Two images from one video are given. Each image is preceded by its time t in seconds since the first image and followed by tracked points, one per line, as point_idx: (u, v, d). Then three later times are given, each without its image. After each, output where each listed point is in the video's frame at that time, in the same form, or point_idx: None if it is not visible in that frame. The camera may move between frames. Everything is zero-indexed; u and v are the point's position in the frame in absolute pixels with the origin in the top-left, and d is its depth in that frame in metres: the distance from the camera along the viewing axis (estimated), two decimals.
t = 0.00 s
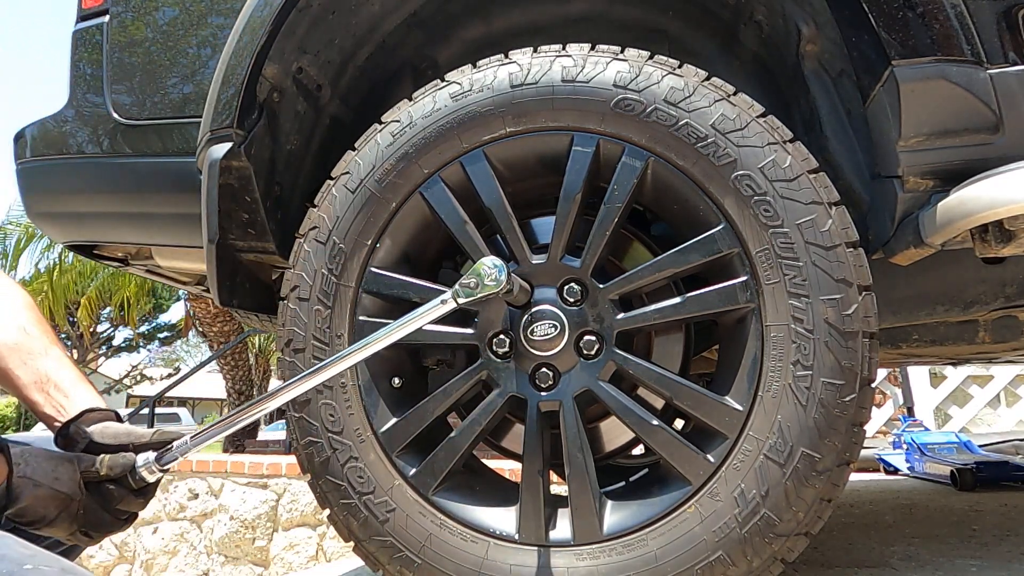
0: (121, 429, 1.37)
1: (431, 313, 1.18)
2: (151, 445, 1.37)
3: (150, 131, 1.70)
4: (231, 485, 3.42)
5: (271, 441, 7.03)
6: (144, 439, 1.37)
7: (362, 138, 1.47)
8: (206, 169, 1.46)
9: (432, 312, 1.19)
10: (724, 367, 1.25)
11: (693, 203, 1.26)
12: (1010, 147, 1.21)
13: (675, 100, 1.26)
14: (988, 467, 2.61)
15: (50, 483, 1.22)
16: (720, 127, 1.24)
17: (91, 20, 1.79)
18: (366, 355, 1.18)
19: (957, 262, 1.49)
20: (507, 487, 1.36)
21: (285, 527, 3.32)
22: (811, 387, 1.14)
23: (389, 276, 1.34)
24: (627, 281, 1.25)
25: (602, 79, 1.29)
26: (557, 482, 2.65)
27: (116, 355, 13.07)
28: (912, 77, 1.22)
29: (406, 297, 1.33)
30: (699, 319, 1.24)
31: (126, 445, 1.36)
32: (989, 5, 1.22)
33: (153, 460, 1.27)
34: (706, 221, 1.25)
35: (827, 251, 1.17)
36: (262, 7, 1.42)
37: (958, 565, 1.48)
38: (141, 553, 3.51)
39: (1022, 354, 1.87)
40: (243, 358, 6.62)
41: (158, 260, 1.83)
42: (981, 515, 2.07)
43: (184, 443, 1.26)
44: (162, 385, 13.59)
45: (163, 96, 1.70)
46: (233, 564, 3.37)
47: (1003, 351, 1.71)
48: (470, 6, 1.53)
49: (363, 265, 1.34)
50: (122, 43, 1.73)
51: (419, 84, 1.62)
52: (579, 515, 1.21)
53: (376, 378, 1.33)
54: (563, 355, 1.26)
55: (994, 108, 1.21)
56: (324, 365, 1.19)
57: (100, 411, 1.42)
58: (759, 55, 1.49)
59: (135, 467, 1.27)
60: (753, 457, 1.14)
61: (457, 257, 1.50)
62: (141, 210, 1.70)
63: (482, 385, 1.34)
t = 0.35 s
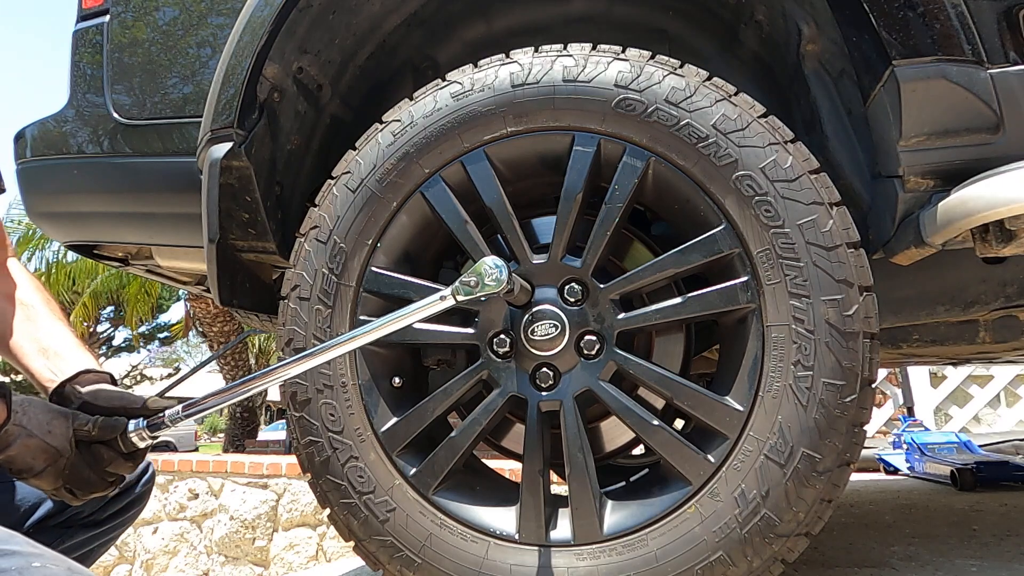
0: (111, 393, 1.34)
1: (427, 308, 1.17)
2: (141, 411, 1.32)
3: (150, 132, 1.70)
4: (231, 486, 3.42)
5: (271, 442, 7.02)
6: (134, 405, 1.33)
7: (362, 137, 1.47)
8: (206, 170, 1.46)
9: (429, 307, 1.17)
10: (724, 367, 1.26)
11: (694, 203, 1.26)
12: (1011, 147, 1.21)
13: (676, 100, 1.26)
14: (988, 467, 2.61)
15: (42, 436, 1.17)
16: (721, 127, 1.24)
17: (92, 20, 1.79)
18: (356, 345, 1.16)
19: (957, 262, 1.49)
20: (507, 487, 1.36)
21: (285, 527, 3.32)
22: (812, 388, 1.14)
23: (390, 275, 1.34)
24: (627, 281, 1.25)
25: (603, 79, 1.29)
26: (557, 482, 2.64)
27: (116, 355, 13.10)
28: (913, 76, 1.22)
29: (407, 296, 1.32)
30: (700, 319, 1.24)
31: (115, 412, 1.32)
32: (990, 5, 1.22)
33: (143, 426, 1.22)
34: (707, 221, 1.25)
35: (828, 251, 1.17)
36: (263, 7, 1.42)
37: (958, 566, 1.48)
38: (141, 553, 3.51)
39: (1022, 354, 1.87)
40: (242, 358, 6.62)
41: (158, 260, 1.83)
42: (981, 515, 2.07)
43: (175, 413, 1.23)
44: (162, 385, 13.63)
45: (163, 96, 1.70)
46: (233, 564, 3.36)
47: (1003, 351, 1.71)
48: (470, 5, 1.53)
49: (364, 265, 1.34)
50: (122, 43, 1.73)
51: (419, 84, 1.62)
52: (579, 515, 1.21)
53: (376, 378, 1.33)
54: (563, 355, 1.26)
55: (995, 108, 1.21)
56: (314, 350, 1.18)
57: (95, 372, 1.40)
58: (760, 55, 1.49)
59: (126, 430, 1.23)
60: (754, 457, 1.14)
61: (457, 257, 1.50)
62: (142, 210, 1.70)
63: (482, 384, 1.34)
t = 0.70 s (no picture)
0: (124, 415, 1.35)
1: (431, 311, 1.17)
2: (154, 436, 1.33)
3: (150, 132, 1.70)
4: (232, 486, 3.42)
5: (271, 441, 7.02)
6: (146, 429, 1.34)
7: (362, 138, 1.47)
8: (206, 171, 1.46)
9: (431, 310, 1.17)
10: (724, 367, 1.26)
11: (694, 203, 1.26)
12: (1011, 147, 1.21)
13: (675, 100, 1.26)
14: (988, 467, 2.61)
15: (95, 423, 1.04)
16: (721, 127, 1.24)
17: (92, 21, 1.79)
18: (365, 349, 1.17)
19: (957, 262, 1.49)
20: (506, 487, 1.36)
21: (285, 527, 3.32)
22: (812, 388, 1.14)
23: (390, 276, 1.34)
24: (627, 281, 1.25)
25: (603, 79, 1.29)
26: (557, 482, 2.64)
27: (116, 355, 13.10)
28: (913, 76, 1.22)
29: (406, 297, 1.32)
30: (700, 319, 1.24)
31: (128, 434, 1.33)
32: (990, 5, 1.22)
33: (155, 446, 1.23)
34: (707, 221, 1.25)
35: (828, 252, 1.17)
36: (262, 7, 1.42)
37: (958, 565, 1.48)
38: (141, 553, 3.51)
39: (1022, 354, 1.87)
40: (242, 358, 6.62)
41: (158, 260, 1.83)
42: (981, 515, 2.07)
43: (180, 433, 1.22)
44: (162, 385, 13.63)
45: (163, 97, 1.70)
46: (234, 564, 3.35)
47: (1003, 351, 1.71)
48: (470, 5, 1.53)
49: (363, 265, 1.34)
50: (122, 43, 1.73)
51: (419, 84, 1.62)
52: (579, 515, 1.21)
53: (376, 378, 1.33)
54: (563, 355, 1.26)
55: (995, 108, 1.21)
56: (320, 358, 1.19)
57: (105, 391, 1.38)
58: (760, 55, 1.49)
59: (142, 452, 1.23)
60: (754, 458, 1.14)
61: (457, 257, 1.51)
62: (141, 210, 1.70)
63: (482, 385, 1.34)
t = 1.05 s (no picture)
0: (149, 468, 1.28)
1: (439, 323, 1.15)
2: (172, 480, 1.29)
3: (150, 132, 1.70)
4: (231, 486, 3.41)
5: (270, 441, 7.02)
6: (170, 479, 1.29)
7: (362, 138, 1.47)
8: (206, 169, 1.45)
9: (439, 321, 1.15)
10: (724, 367, 1.26)
11: (693, 203, 1.26)
12: (1011, 147, 1.21)
13: (675, 100, 1.26)
14: (989, 467, 2.61)
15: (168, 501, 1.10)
16: (721, 128, 1.24)
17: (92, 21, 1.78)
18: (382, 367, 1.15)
19: (956, 262, 1.49)
20: (506, 487, 1.36)
21: (285, 527, 3.32)
22: (812, 388, 1.14)
23: (389, 276, 1.34)
24: (627, 281, 1.25)
25: (602, 79, 1.29)
26: (557, 481, 2.64)
27: (116, 355, 13.10)
28: (913, 76, 1.22)
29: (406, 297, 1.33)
30: (699, 319, 1.24)
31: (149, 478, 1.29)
32: (991, 6, 1.22)
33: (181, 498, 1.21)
34: (707, 221, 1.25)
35: (828, 251, 1.17)
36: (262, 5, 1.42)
37: (958, 565, 1.48)
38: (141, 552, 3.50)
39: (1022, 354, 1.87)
40: (242, 358, 6.62)
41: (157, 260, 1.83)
42: (982, 514, 2.07)
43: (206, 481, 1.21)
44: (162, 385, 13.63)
45: (164, 96, 1.69)
46: (233, 564, 3.33)
47: (1002, 351, 1.71)
48: (470, 5, 1.53)
49: (363, 265, 1.34)
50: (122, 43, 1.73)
51: (419, 84, 1.62)
52: (579, 515, 1.20)
53: (376, 378, 1.33)
54: (563, 355, 1.26)
55: (995, 108, 1.21)
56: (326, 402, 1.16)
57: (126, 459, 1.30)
58: (760, 55, 1.49)
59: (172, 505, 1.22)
60: (754, 458, 1.14)
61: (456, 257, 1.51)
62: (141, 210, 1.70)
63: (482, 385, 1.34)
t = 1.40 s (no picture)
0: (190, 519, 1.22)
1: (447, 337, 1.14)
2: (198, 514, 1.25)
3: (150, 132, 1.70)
4: (231, 486, 3.41)
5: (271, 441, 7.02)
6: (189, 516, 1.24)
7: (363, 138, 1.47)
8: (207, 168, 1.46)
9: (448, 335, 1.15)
10: (723, 367, 1.26)
11: (693, 203, 1.26)
12: (1011, 148, 1.21)
13: (675, 100, 1.26)
14: (988, 467, 2.61)
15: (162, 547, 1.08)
16: (721, 128, 1.24)
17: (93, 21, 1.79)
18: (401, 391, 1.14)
19: (956, 262, 1.49)
20: (506, 487, 1.36)
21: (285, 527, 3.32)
22: (812, 388, 1.14)
23: (389, 276, 1.33)
24: (627, 281, 1.25)
25: (602, 79, 1.29)
26: (557, 482, 2.64)
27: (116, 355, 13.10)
28: (913, 77, 1.22)
29: (406, 297, 1.32)
30: (700, 319, 1.24)
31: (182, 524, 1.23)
32: (991, 5, 1.21)
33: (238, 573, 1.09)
34: (707, 221, 1.25)
35: (828, 251, 1.17)
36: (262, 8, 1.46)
37: (958, 565, 1.48)
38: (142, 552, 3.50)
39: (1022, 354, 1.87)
40: (243, 358, 6.62)
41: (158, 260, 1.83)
42: (982, 515, 2.07)
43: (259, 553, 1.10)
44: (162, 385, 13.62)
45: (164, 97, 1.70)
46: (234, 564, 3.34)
47: (1002, 351, 1.71)
48: (470, 5, 1.53)
49: (363, 265, 1.34)
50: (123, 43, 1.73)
51: (419, 84, 1.62)
52: (579, 515, 1.20)
53: (376, 378, 1.33)
54: (563, 355, 1.26)
55: (995, 108, 1.21)
56: (342, 456, 1.14)
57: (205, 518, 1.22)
58: (760, 55, 1.50)
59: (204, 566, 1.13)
60: (754, 458, 1.14)
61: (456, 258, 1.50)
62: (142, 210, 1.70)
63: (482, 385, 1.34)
